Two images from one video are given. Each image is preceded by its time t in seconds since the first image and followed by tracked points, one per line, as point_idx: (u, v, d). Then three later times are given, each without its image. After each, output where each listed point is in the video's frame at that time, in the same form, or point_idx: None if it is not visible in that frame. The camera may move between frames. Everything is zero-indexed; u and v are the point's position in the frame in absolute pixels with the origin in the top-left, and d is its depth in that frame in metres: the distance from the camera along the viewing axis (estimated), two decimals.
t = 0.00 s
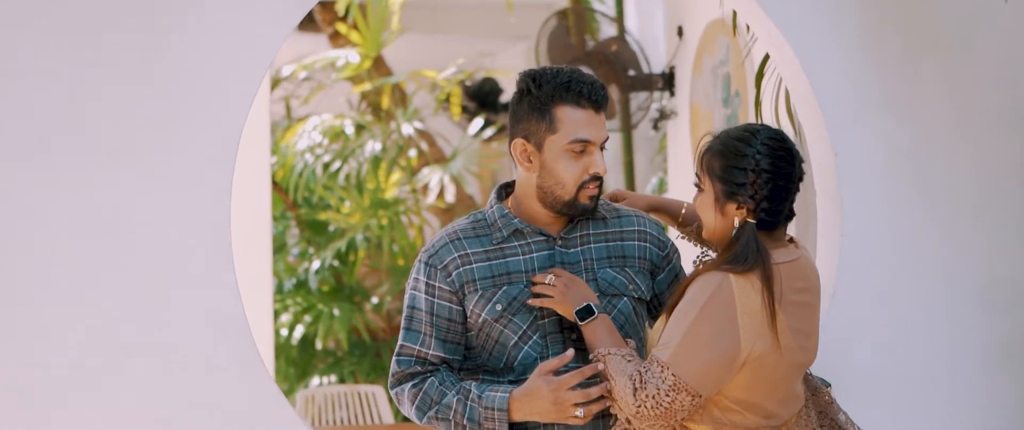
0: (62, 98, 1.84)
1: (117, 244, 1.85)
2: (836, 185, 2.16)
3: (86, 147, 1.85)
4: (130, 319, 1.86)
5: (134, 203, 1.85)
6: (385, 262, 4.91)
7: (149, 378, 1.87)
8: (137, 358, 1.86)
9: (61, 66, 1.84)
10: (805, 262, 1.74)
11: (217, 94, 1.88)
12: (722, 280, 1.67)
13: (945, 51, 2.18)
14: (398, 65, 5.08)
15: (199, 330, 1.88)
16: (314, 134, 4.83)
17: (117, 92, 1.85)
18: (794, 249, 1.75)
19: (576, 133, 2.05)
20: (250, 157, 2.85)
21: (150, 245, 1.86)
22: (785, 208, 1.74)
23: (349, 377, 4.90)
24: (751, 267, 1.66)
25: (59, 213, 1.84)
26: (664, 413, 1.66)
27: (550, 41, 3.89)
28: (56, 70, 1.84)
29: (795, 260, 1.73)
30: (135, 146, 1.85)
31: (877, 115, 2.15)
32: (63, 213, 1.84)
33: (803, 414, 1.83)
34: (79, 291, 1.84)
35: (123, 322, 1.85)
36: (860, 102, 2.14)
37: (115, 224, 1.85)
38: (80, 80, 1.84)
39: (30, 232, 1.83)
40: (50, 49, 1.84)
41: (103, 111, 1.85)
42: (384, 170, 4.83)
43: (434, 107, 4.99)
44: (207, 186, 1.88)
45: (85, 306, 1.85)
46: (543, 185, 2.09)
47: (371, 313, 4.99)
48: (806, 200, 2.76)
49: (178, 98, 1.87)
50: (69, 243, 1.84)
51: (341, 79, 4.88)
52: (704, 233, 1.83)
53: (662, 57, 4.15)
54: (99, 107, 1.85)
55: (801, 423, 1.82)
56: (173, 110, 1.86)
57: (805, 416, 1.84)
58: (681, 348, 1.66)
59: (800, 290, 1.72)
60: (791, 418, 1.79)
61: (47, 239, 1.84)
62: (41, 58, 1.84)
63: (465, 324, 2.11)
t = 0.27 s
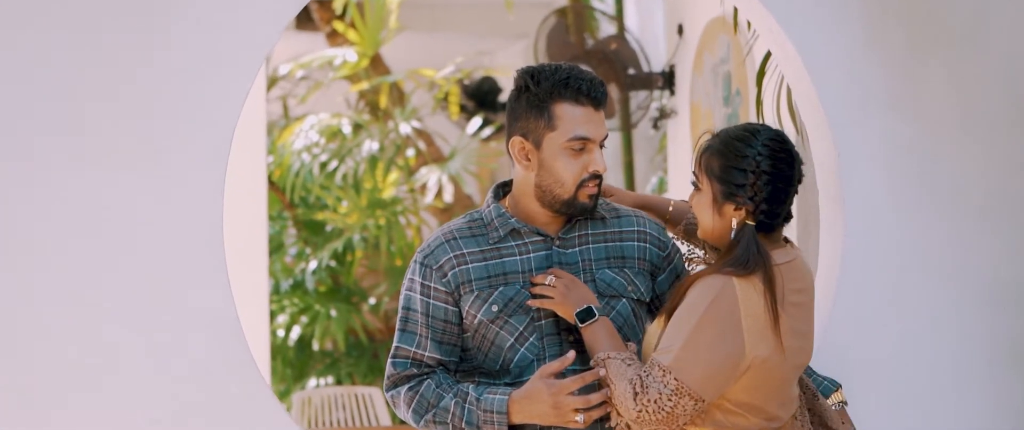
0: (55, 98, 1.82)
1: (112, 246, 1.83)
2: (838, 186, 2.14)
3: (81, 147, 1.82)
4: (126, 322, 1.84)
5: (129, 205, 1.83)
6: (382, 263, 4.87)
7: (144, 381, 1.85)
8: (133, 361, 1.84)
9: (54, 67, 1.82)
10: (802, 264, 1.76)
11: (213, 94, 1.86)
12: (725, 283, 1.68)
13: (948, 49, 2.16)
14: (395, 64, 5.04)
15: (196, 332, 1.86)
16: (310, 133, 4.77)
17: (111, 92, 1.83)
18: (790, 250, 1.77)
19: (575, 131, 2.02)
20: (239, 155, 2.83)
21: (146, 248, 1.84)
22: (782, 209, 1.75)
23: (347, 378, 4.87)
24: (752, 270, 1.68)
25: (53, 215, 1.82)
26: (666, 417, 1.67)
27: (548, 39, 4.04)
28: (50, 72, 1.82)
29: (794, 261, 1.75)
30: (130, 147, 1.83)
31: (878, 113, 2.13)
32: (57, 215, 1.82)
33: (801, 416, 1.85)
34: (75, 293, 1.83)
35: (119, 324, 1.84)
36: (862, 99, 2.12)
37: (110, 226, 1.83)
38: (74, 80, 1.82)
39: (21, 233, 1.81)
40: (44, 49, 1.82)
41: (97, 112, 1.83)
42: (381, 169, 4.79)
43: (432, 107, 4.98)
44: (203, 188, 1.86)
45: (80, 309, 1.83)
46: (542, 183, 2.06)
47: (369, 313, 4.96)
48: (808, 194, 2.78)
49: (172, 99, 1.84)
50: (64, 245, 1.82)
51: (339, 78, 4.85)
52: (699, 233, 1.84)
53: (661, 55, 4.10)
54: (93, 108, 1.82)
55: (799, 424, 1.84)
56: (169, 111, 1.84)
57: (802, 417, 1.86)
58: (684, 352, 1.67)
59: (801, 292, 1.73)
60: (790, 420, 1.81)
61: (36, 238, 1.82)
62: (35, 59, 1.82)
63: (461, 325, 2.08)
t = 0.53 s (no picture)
0: (45, 95, 1.78)
1: (100, 246, 1.80)
2: (843, 184, 2.12)
3: (70, 146, 1.79)
4: (118, 323, 1.80)
5: (123, 204, 1.80)
6: (381, 263, 4.83)
7: (136, 384, 1.81)
8: (121, 365, 1.81)
9: (44, 63, 1.78)
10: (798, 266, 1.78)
11: (210, 92, 1.83)
12: (725, 286, 1.70)
13: (954, 47, 2.13)
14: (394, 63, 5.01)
15: (190, 335, 1.83)
16: (307, 132, 4.73)
17: (103, 90, 1.79)
18: (787, 250, 1.80)
19: (575, 128, 2.00)
20: (231, 153, 2.79)
21: (140, 249, 1.81)
22: (781, 210, 1.77)
23: (344, 380, 4.84)
24: (752, 272, 1.70)
25: (37, 213, 1.78)
26: (668, 420, 1.67)
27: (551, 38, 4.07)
28: (40, 69, 1.78)
29: (791, 262, 1.78)
30: (124, 146, 1.80)
31: (881, 111, 2.11)
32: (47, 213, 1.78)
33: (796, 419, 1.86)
34: (66, 294, 1.79)
35: (112, 326, 1.80)
36: (864, 97, 2.10)
37: (100, 226, 1.79)
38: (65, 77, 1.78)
39: (7, 233, 1.77)
40: (34, 45, 1.78)
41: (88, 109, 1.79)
42: (379, 168, 4.75)
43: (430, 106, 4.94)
44: (197, 187, 1.83)
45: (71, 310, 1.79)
46: (541, 181, 2.04)
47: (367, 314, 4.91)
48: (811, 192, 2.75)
49: (164, 97, 1.81)
50: (54, 244, 1.78)
51: (336, 76, 4.80)
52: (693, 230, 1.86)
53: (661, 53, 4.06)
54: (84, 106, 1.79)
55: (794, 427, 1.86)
56: (164, 109, 1.81)
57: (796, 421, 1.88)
58: (686, 355, 1.67)
59: (798, 294, 1.76)
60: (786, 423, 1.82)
61: (22, 238, 1.78)
62: (24, 55, 1.78)
63: (458, 326, 2.05)
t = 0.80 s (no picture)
0: (36, 90, 1.75)
1: (93, 247, 1.77)
2: (846, 183, 2.09)
3: (62, 142, 1.75)
4: (110, 323, 1.77)
5: (115, 202, 1.77)
6: (379, 263, 4.80)
7: (128, 385, 1.78)
8: (114, 366, 1.77)
9: (35, 58, 1.74)
10: (794, 266, 1.80)
11: (205, 89, 1.80)
12: (726, 287, 1.70)
13: (962, 44, 2.09)
14: (393, 62, 4.99)
15: (184, 335, 1.80)
16: (305, 131, 4.70)
17: (91, 83, 1.76)
18: (783, 250, 1.81)
19: (575, 125, 1.98)
20: (224, 150, 2.76)
21: (133, 248, 1.78)
22: (778, 211, 1.79)
23: (342, 381, 4.80)
24: (753, 274, 1.71)
25: (27, 213, 1.74)
26: (668, 422, 1.66)
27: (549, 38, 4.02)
28: (30, 63, 1.74)
29: (788, 262, 1.79)
30: (116, 142, 1.77)
31: (886, 110, 2.08)
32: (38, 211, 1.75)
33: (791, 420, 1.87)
34: (57, 292, 1.76)
35: (104, 326, 1.77)
36: (868, 95, 2.07)
37: (93, 226, 1.76)
38: (55, 71, 1.75)
39: None
40: (24, 39, 1.74)
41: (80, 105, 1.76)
42: (377, 168, 4.72)
43: (429, 105, 4.91)
44: (191, 185, 1.80)
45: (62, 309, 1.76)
46: (540, 179, 2.02)
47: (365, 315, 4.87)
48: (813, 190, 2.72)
49: (156, 96, 1.78)
50: (44, 242, 1.75)
51: (334, 75, 4.75)
52: (687, 228, 1.87)
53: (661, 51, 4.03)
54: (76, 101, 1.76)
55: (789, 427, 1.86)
56: (158, 105, 1.78)
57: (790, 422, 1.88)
58: (687, 357, 1.67)
59: (795, 296, 1.77)
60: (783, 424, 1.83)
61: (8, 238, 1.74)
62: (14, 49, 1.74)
63: (455, 327, 2.02)
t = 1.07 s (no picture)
0: (25, 86, 1.71)
1: (84, 248, 1.74)
2: (850, 182, 2.05)
3: (52, 138, 1.72)
4: (103, 322, 1.75)
5: (107, 200, 1.74)
6: (377, 264, 4.77)
7: (120, 388, 1.75)
8: (106, 369, 1.75)
9: (25, 55, 1.71)
10: (791, 267, 1.79)
11: (198, 85, 1.77)
12: (726, 288, 1.68)
13: (967, 41, 2.07)
14: (392, 60, 4.96)
15: (177, 335, 1.77)
16: (302, 130, 4.66)
17: (82, 82, 1.73)
18: (780, 250, 1.80)
19: (577, 124, 1.95)
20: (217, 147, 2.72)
21: (126, 246, 1.75)
22: (777, 212, 1.77)
23: (339, 382, 4.77)
24: (752, 275, 1.69)
25: (16, 214, 1.71)
26: (668, 425, 1.63)
27: (549, 35, 3.95)
28: (20, 60, 1.71)
29: (786, 263, 1.78)
30: (108, 138, 1.74)
31: (892, 108, 2.05)
32: (28, 209, 1.72)
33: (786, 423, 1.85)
34: (47, 293, 1.73)
35: (96, 326, 1.74)
36: (875, 93, 2.04)
37: (84, 227, 1.74)
38: (46, 67, 1.72)
39: None
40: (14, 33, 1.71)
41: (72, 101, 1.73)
42: (375, 167, 4.68)
43: (428, 103, 4.88)
44: (185, 183, 1.77)
45: (52, 309, 1.73)
46: (540, 179, 1.99)
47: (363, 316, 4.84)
48: (819, 189, 2.70)
49: (148, 95, 1.75)
50: (34, 241, 1.72)
51: (333, 73, 4.72)
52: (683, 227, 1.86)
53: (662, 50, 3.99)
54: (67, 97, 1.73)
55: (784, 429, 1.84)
56: (150, 101, 1.75)
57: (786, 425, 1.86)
58: (687, 358, 1.64)
59: (791, 296, 1.75)
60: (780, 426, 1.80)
61: None
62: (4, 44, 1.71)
63: (452, 328, 1.99)
